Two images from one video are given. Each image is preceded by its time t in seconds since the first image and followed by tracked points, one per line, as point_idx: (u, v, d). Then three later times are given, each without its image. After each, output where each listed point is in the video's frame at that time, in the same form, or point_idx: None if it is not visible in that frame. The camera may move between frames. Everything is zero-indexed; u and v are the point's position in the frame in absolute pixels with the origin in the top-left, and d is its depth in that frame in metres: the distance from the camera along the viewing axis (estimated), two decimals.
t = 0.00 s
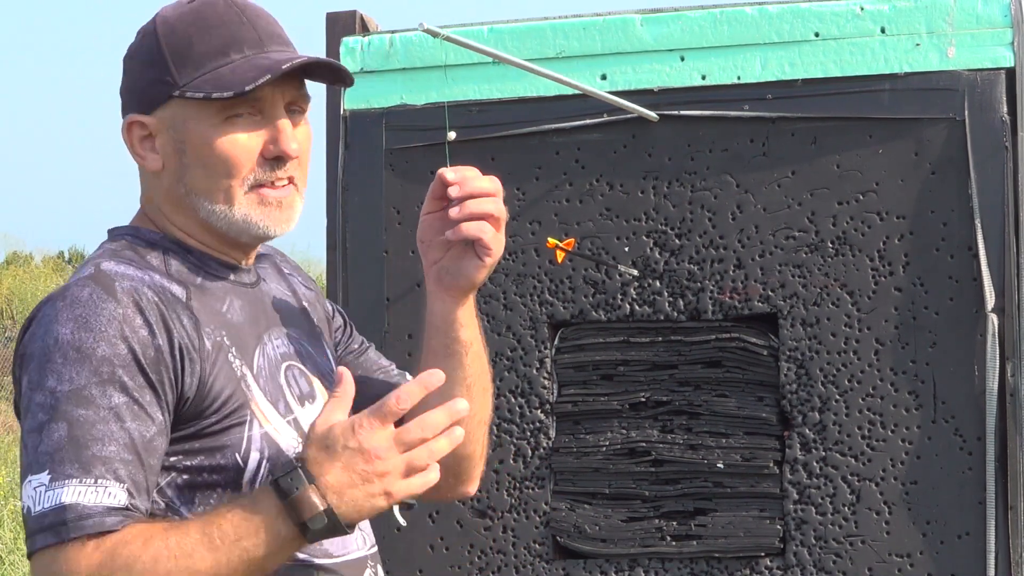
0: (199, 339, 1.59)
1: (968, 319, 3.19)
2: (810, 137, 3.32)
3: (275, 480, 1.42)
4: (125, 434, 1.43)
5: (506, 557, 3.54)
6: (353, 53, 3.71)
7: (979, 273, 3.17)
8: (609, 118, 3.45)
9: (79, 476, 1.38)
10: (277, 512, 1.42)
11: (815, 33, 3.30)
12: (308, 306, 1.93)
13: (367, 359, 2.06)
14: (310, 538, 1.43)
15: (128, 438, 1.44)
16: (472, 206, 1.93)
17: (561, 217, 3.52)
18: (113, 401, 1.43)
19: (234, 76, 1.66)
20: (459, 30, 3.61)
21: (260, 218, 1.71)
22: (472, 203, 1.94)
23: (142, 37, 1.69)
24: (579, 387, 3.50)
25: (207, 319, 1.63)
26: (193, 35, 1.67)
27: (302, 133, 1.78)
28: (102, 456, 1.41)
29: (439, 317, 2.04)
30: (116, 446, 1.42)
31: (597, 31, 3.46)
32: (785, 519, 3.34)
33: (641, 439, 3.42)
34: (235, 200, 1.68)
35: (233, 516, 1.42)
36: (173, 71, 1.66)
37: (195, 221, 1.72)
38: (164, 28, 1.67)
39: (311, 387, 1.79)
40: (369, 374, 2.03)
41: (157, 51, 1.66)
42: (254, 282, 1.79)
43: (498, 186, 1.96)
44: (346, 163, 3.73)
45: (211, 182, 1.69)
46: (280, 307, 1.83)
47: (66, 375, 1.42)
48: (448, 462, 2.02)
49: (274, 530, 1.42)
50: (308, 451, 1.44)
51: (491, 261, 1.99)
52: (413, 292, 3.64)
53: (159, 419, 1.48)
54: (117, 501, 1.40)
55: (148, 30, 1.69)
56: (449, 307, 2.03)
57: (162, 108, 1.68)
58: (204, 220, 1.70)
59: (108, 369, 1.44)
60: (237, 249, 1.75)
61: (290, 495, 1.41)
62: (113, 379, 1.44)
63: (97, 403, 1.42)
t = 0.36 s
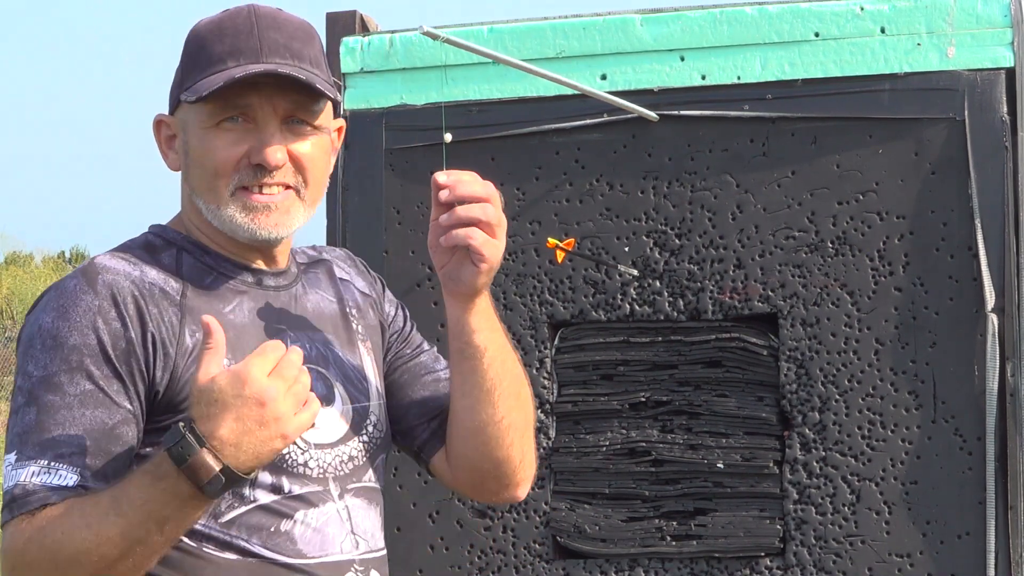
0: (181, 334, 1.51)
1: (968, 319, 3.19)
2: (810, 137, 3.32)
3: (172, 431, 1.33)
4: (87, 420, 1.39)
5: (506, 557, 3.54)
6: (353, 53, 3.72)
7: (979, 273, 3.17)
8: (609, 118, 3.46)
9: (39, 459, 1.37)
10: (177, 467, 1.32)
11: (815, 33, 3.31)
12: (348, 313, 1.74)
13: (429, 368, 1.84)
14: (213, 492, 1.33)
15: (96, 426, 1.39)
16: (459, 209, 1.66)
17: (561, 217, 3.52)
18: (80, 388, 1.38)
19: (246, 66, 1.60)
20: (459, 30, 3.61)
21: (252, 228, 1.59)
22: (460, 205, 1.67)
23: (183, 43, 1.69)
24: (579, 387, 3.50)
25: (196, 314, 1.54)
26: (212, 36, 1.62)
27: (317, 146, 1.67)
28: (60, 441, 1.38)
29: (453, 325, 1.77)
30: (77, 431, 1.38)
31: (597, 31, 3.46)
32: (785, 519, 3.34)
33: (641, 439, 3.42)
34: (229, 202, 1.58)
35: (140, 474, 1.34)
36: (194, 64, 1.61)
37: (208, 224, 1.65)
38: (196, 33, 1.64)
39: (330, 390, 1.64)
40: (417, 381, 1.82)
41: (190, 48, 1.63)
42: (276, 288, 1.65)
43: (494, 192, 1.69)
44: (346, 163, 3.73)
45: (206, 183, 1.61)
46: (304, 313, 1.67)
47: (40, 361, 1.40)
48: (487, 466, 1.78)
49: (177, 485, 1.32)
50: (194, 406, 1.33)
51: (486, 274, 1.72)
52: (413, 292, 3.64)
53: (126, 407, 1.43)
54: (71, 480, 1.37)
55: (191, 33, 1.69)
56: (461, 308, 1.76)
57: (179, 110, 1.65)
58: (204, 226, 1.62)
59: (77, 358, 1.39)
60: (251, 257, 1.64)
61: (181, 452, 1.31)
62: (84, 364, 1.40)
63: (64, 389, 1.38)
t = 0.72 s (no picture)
0: (162, 336, 1.44)
1: (968, 319, 3.19)
2: (810, 137, 3.32)
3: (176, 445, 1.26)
4: (75, 428, 1.33)
5: (506, 557, 3.55)
6: (353, 53, 3.72)
7: (979, 273, 3.18)
8: (609, 118, 3.46)
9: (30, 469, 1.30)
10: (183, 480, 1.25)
11: (815, 33, 3.31)
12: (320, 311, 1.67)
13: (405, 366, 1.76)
14: (218, 506, 1.27)
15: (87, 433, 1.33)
16: (454, 211, 1.59)
17: (561, 217, 3.52)
18: (64, 396, 1.32)
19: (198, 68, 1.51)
20: (459, 30, 3.61)
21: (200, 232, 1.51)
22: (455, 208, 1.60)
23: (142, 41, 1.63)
24: (579, 387, 3.50)
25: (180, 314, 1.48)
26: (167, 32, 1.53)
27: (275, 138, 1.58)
28: (50, 449, 1.31)
29: (439, 325, 1.70)
30: (65, 438, 1.32)
31: (597, 31, 3.46)
32: (785, 519, 3.34)
33: (641, 439, 3.42)
34: (190, 204, 1.51)
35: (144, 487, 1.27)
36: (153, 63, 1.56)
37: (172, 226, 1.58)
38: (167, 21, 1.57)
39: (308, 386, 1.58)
40: (393, 380, 1.74)
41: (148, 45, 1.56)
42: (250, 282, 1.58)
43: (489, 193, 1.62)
44: (346, 163, 3.73)
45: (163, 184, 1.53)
46: (275, 307, 1.60)
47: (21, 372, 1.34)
48: (465, 468, 1.71)
49: (182, 498, 1.26)
50: (199, 420, 1.25)
51: (479, 275, 1.66)
52: (413, 292, 3.64)
53: (113, 413, 1.36)
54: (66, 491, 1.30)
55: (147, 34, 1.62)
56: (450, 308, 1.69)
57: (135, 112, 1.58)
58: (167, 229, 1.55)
59: (59, 365, 1.33)
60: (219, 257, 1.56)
61: (186, 465, 1.24)
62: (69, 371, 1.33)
63: (48, 397, 1.32)
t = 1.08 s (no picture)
0: (144, 349, 1.50)
1: (968, 319, 3.19)
2: (810, 136, 3.31)
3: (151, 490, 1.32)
4: (54, 445, 1.38)
5: (506, 557, 3.54)
6: (353, 53, 3.72)
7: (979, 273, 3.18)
8: (610, 118, 3.46)
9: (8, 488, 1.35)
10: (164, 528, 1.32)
11: (815, 33, 3.31)
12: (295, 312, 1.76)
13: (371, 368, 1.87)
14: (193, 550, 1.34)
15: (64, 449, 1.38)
16: (461, 223, 1.66)
17: (561, 217, 3.52)
18: (44, 411, 1.38)
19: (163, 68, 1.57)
20: (459, 30, 3.61)
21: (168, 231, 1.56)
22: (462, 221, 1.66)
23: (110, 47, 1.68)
24: (579, 387, 3.50)
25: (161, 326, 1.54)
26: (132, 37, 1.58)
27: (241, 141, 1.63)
28: (27, 467, 1.36)
29: (431, 331, 1.76)
30: (42, 456, 1.37)
31: (597, 31, 3.46)
32: (785, 519, 3.34)
33: (641, 439, 3.42)
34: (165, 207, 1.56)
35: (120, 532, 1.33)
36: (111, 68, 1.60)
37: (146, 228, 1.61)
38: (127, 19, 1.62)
39: (288, 392, 1.66)
40: (365, 382, 1.84)
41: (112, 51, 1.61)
42: (233, 286, 1.66)
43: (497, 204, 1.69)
44: (346, 163, 3.73)
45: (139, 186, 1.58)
46: (258, 310, 1.68)
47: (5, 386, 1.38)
48: (434, 474, 1.80)
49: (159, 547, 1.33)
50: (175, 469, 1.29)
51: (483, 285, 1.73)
52: (413, 292, 3.64)
53: (92, 429, 1.41)
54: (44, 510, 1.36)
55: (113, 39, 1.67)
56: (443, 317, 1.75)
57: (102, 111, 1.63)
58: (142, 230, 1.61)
59: (40, 380, 1.38)
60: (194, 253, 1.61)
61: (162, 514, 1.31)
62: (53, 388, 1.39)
63: (27, 412, 1.37)
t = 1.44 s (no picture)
0: (141, 352, 1.52)
1: (968, 319, 3.19)
2: (810, 136, 3.31)
3: (172, 504, 1.37)
4: (51, 449, 1.37)
5: (506, 557, 3.55)
6: (353, 53, 3.72)
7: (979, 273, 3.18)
8: (610, 118, 3.46)
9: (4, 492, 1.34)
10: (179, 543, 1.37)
11: (814, 33, 3.31)
12: (276, 312, 1.80)
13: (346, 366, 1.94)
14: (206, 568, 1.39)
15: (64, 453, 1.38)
16: (467, 223, 1.71)
17: (561, 217, 3.52)
18: (41, 415, 1.37)
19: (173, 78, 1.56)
20: (459, 30, 3.61)
21: (171, 235, 1.57)
22: (466, 221, 1.71)
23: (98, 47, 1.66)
24: (579, 387, 3.50)
25: (153, 329, 1.55)
26: (138, 38, 1.57)
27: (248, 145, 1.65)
28: (25, 471, 1.35)
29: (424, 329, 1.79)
30: (41, 459, 1.36)
31: (597, 31, 3.46)
32: (785, 519, 3.34)
33: (641, 439, 3.42)
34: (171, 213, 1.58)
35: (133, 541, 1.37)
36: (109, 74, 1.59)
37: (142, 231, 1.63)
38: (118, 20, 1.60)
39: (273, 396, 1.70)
40: (343, 383, 1.90)
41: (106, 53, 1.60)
42: (217, 289, 1.70)
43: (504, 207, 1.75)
44: (346, 163, 3.74)
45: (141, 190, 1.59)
46: (242, 312, 1.70)
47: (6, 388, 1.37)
48: (408, 477, 1.82)
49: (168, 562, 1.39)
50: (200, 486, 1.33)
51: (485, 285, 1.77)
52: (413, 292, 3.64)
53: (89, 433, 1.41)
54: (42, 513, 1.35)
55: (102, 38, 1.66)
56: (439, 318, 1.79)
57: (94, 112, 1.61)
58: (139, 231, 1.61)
59: (38, 381, 1.37)
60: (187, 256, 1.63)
61: (177, 529, 1.36)
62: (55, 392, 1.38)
63: (24, 415, 1.36)
